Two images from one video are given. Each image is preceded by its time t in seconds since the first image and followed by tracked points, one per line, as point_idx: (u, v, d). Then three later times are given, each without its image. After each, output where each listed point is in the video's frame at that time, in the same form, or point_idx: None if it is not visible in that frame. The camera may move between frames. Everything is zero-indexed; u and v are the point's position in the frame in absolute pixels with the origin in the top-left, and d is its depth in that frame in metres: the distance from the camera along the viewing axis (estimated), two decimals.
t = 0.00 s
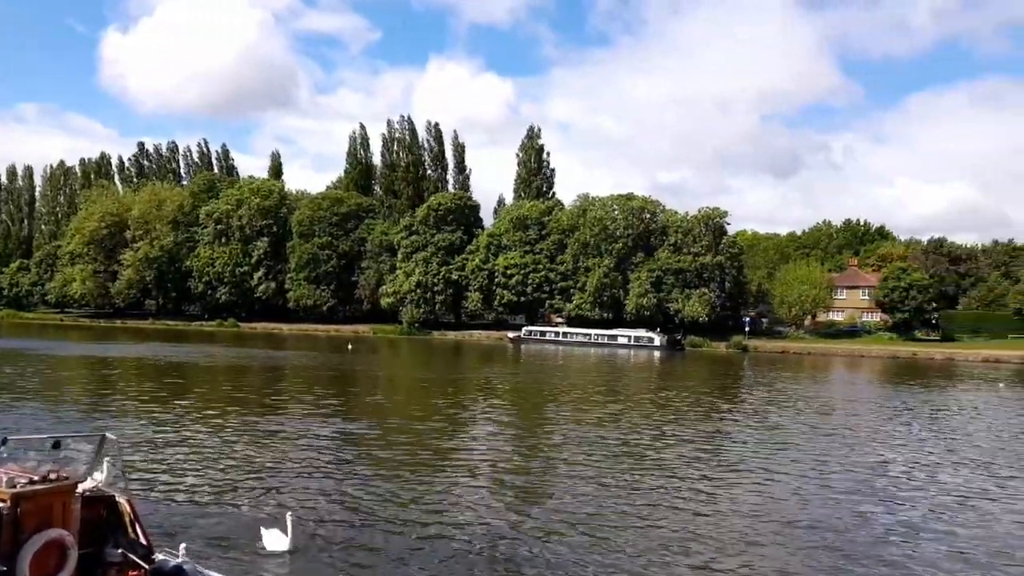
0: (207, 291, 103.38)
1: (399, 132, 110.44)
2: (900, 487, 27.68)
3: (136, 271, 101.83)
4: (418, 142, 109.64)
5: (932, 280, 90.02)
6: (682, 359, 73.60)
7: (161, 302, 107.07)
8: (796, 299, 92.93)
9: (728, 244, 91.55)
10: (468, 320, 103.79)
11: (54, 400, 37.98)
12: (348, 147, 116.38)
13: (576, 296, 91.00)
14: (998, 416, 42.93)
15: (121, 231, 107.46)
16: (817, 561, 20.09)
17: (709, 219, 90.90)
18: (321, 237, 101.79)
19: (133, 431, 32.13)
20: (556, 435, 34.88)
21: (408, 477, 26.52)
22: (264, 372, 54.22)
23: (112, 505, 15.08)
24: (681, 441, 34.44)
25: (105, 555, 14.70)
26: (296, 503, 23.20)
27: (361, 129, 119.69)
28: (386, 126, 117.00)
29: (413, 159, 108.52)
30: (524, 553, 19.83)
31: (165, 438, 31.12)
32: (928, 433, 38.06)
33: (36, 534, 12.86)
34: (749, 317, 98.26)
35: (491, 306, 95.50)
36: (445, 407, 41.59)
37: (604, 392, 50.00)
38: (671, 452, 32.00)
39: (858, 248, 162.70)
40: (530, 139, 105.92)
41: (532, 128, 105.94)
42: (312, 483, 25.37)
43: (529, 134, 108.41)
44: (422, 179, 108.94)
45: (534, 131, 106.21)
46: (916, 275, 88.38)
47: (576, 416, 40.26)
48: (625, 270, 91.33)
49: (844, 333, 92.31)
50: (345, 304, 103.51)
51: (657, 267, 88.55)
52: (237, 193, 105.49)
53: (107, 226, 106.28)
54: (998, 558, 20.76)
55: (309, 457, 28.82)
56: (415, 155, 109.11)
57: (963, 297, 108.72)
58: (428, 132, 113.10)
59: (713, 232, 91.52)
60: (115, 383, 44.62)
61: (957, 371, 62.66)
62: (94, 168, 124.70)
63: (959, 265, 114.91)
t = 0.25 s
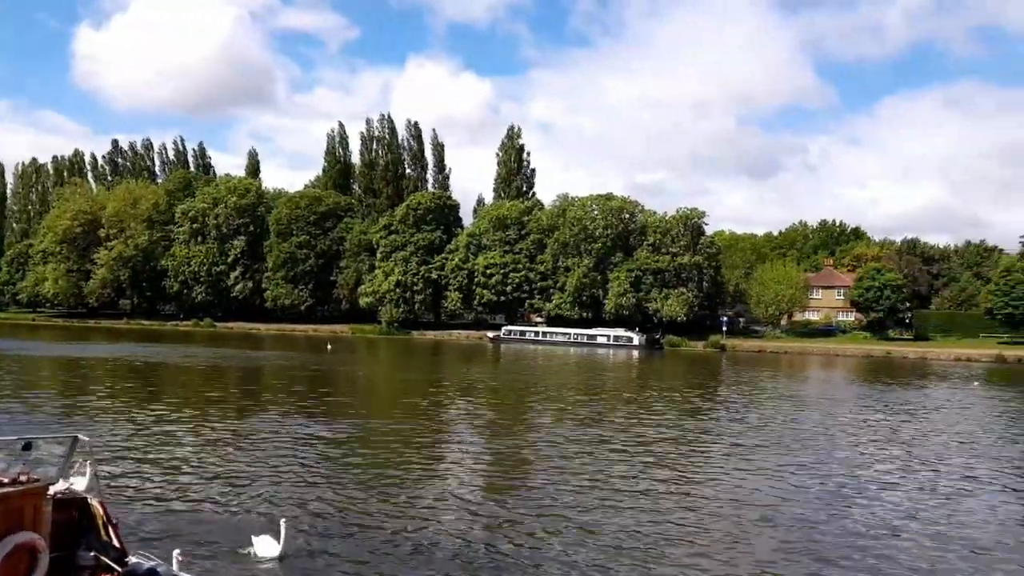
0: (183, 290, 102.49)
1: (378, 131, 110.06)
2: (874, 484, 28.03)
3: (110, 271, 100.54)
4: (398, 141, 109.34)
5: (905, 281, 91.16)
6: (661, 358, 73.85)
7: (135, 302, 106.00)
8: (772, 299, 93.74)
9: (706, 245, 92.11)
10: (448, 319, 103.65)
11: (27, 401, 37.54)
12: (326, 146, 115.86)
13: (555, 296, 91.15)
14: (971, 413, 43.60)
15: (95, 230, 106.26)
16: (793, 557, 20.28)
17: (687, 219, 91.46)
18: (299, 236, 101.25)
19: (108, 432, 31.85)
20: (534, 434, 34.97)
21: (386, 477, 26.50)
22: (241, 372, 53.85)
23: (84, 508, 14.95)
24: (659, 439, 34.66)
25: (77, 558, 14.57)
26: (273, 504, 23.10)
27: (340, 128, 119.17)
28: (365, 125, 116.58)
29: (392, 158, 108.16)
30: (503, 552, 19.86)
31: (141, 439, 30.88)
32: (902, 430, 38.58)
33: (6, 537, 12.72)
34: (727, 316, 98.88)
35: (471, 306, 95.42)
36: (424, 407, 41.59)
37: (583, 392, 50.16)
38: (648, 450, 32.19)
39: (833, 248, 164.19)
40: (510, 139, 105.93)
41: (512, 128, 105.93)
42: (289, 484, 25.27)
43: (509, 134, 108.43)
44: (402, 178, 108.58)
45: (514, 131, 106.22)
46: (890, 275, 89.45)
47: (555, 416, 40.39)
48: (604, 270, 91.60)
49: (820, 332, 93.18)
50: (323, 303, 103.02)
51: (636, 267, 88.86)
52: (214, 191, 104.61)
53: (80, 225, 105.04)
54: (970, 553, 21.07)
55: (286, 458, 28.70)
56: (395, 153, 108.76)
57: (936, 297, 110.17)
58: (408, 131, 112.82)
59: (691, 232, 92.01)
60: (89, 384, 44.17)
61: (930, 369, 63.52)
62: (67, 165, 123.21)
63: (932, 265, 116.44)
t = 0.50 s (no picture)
0: (161, 289, 101.62)
1: (360, 130, 109.68)
2: (852, 482, 28.27)
3: (86, 270, 99.09)
4: (379, 139, 109.01)
5: (882, 281, 92.16)
6: (641, 358, 74.10)
7: (112, 302, 105.02)
8: (751, 299, 94.44)
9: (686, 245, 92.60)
10: (429, 319, 103.45)
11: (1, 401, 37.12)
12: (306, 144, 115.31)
13: (537, 296, 91.24)
14: (947, 412, 44.13)
15: (71, 229, 105.19)
16: (773, 554, 20.39)
17: (668, 220, 91.95)
18: (279, 235, 100.73)
19: (85, 433, 31.60)
20: (516, 434, 34.99)
21: (367, 478, 26.39)
22: (219, 372, 53.51)
23: (58, 510, 14.80)
24: (639, 438, 34.77)
25: (52, 561, 14.41)
26: (252, 506, 22.93)
27: (320, 126, 118.65)
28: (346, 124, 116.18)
29: (374, 157, 107.77)
30: (485, 553, 19.81)
31: (119, 439, 30.64)
32: (880, 429, 38.96)
33: None
34: (707, 316, 99.42)
35: (452, 306, 95.31)
36: (406, 407, 41.51)
37: (565, 391, 50.26)
38: (629, 450, 32.28)
39: (812, 249, 165.38)
40: (492, 138, 105.94)
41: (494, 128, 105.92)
42: (269, 485, 25.10)
43: (491, 133, 108.42)
44: (383, 177, 108.19)
45: (496, 131, 106.20)
46: (867, 275, 90.37)
47: (536, 415, 40.42)
48: (585, 270, 91.79)
49: (799, 332, 93.94)
50: (303, 303, 102.57)
51: (617, 267, 89.11)
52: (192, 190, 103.80)
53: (56, 223, 103.91)
54: (947, 549, 21.30)
55: (266, 459, 28.51)
56: (377, 152, 108.42)
57: (912, 297, 111.42)
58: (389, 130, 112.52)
59: (672, 232, 92.46)
60: (65, 384, 43.73)
61: (906, 369, 64.27)
62: (42, 163, 121.83)
63: (908, 266, 117.75)
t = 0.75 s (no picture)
0: (135, 289, 100.59)
1: (338, 128, 109.13)
2: (829, 481, 28.41)
3: (58, 269, 97.54)
4: (357, 138, 108.50)
5: (856, 281, 93.18)
6: (618, 357, 74.35)
7: (84, 302, 103.79)
8: (728, 299, 95.09)
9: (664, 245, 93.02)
10: (407, 319, 103.23)
11: None
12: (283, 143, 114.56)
13: (516, 295, 91.28)
14: (922, 410, 44.57)
15: (43, 227, 103.82)
16: (751, 553, 20.40)
17: (645, 220, 92.32)
18: (255, 234, 100.04)
19: (60, 435, 31.29)
20: (494, 434, 34.88)
21: (344, 479, 26.14)
22: (195, 372, 53.08)
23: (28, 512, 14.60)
24: (618, 438, 34.80)
25: (22, 565, 14.27)
26: (227, 509, 22.64)
27: (298, 125, 117.95)
28: (324, 123, 115.58)
29: (352, 156, 107.16)
30: (464, 555, 19.67)
31: (94, 441, 30.38)
32: (856, 427, 39.25)
33: None
34: (684, 316, 99.92)
35: (431, 305, 95.12)
36: (384, 408, 41.28)
37: (543, 391, 50.35)
38: (607, 450, 32.28)
39: (787, 249, 166.72)
40: (470, 138, 105.82)
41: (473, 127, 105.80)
42: (244, 488, 24.80)
43: (469, 133, 108.30)
44: (361, 176, 107.63)
45: (474, 131, 106.10)
46: (841, 275, 91.33)
47: (515, 415, 40.50)
48: (563, 269, 91.92)
49: (774, 331, 94.71)
50: (280, 302, 102.00)
51: (595, 267, 89.25)
52: (167, 188, 102.81)
53: (27, 222, 102.50)
54: (924, 545, 21.42)
55: (241, 461, 28.19)
56: (355, 151, 107.94)
57: (886, 297, 112.72)
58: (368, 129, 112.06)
59: (650, 232, 92.84)
60: (38, 385, 43.23)
61: (879, 368, 65.02)
62: (13, 161, 120.17)
63: (882, 266, 119.11)
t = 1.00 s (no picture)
0: (110, 288, 99.61)
1: (318, 127, 108.58)
2: (810, 479, 28.55)
3: (31, 268, 96.18)
4: (337, 137, 108.06)
5: (833, 281, 94.00)
6: (599, 357, 74.53)
7: (59, 301, 102.64)
8: (707, 299, 95.65)
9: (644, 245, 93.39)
10: (388, 319, 102.96)
11: None
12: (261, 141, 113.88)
13: (497, 295, 91.24)
14: (900, 409, 44.98)
15: (16, 226, 102.59)
16: (733, 550, 20.43)
17: (626, 220, 92.58)
18: (233, 233, 99.37)
19: (34, 436, 30.98)
20: (476, 434, 34.81)
21: (325, 481, 25.92)
22: (171, 373, 52.68)
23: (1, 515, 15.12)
24: (599, 438, 34.84)
25: None
26: (207, 511, 22.39)
27: (277, 123, 117.30)
28: (304, 121, 115.01)
29: (332, 155, 106.73)
30: (447, 555, 19.57)
31: (70, 443, 30.10)
32: (834, 426, 39.62)
33: None
34: (664, 316, 100.32)
35: (411, 305, 94.88)
36: (365, 408, 41.10)
37: (524, 391, 50.41)
38: (589, 449, 32.30)
39: (765, 250, 167.80)
40: (451, 137, 105.65)
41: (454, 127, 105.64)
42: (224, 490, 24.55)
43: (450, 132, 108.14)
44: (342, 175, 107.12)
45: (455, 130, 105.95)
46: (819, 275, 92.08)
47: (495, 415, 40.53)
48: (544, 269, 91.99)
49: (752, 331, 95.30)
50: (258, 302, 101.47)
51: (576, 267, 89.32)
52: (143, 186, 101.86)
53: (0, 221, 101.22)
54: (903, 541, 21.56)
55: (220, 463, 27.90)
56: (335, 150, 107.44)
57: (863, 296, 113.77)
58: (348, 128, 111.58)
59: (630, 232, 93.20)
60: (11, 386, 42.74)
61: (856, 367, 65.61)
62: None
63: (859, 265, 120.26)
